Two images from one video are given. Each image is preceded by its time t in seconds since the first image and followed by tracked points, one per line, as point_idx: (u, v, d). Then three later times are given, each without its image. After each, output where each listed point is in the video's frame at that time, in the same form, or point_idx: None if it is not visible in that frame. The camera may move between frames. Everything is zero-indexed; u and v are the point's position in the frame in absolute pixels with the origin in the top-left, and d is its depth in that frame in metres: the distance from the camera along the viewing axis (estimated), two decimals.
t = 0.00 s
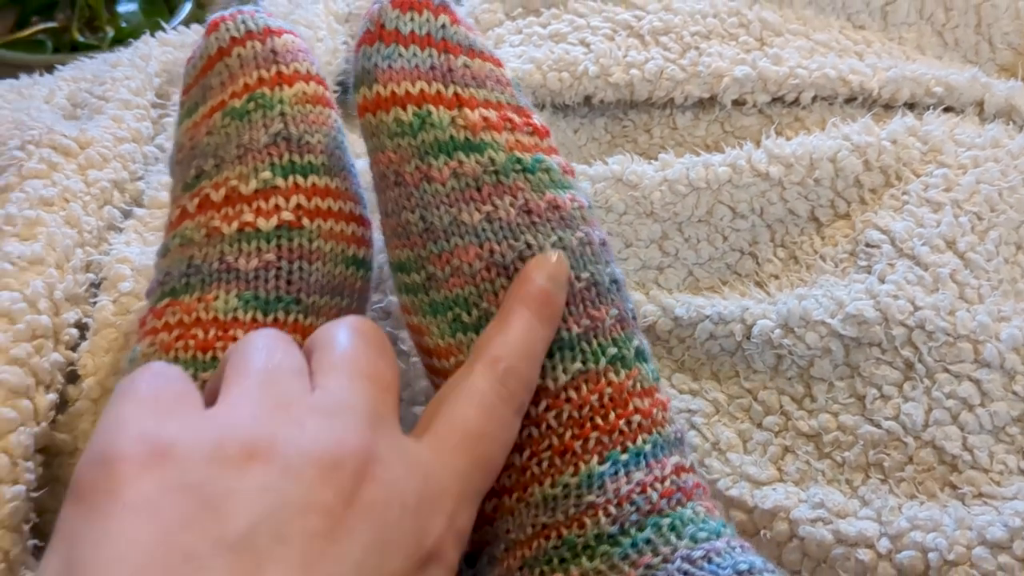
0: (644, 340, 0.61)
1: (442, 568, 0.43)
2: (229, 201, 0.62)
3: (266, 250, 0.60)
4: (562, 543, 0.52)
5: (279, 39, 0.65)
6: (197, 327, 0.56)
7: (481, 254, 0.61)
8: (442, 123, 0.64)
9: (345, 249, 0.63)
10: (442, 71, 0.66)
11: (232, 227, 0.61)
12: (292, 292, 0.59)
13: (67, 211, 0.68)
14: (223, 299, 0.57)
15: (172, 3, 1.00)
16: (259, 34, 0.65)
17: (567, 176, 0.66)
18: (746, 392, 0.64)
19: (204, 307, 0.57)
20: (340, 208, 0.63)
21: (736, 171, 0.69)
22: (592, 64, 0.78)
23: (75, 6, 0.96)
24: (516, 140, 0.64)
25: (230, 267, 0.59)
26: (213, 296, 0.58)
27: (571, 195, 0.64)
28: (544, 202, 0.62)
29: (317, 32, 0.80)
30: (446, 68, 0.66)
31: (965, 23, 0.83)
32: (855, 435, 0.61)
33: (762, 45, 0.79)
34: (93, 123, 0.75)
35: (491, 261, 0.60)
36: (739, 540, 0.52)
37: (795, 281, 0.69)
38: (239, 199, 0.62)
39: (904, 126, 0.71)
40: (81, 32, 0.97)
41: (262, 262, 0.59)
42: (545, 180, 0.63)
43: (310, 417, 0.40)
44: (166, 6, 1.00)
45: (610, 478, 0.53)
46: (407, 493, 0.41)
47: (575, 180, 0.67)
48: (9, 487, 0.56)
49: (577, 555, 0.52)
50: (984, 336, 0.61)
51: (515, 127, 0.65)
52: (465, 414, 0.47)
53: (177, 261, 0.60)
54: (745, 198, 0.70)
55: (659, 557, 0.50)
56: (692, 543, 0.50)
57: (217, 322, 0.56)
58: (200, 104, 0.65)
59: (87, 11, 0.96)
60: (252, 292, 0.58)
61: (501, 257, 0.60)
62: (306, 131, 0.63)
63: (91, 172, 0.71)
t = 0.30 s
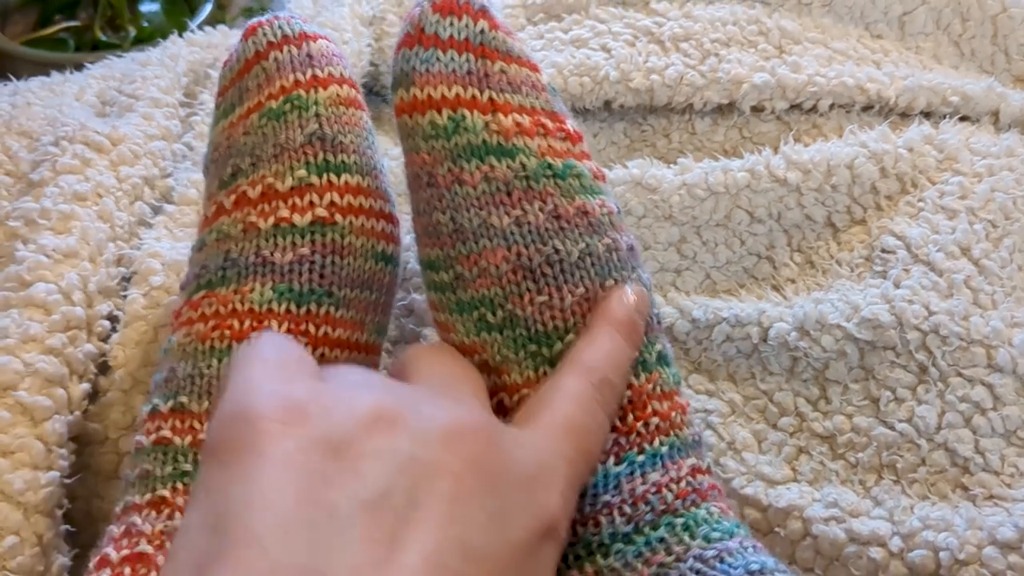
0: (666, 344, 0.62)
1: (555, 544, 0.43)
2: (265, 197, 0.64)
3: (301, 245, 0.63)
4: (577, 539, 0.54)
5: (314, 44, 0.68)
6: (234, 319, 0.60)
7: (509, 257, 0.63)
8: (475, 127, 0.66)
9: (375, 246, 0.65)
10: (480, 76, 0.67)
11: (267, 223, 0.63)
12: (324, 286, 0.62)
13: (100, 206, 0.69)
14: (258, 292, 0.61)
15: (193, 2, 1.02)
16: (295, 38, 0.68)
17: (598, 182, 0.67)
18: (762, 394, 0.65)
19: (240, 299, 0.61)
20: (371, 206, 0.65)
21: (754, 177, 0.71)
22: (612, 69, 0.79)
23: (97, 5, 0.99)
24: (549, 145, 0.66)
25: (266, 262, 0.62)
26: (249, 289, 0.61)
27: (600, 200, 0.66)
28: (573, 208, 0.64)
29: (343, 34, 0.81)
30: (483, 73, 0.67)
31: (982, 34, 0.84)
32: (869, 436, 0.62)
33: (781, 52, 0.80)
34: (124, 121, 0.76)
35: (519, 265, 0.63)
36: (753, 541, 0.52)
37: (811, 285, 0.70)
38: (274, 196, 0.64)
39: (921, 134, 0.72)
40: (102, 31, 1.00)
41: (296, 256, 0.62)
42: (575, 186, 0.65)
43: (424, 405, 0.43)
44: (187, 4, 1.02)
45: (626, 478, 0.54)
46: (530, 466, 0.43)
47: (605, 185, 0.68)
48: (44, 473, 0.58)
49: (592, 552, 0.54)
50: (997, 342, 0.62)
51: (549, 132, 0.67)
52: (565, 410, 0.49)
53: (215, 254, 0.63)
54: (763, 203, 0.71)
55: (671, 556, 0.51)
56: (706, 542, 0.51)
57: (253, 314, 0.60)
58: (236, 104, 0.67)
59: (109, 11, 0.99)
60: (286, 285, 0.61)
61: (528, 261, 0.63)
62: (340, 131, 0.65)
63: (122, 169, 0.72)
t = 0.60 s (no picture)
0: (661, 350, 0.63)
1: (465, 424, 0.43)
2: (261, 201, 0.65)
3: (295, 248, 0.64)
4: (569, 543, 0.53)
5: (311, 50, 0.70)
6: (228, 320, 0.59)
7: (507, 259, 0.64)
8: (478, 131, 0.66)
9: (370, 250, 0.66)
10: (484, 82, 0.68)
11: (263, 226, 0.64)
12: (319, 288, 0.63)
13: (102, 208, 0.70)
14: (253, 294, 0.61)
15: (200, 5, 1.03)
16: (294, 45, 0.70)
17: (598, 189, 0.68)
18: (755, 402, 0.66)
19: (235, 301, 0.60)
20: (366, 210, 0.67)
21: (751, 186, 0.71)
22: (612, 76, 0.80)
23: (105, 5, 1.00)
24: (550, 151, 0.67)
25: (261, 264, 0.62)
26: (244, 291, 0.61)
27: (598, 205, 0.67)
28: (571, 212, 0.65)
29: (347, 40, 0.82)
30: (487, 79, 0.68)
31: (980, 45, 0.85)
32: (860, 445, 0.62)
33: (779, 61, 0.81)
34: (128, 123, 0.77)
35: (516, 267, 0.63)
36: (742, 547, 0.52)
37: (806, 294, 0.70)
38: (270, 200, 0.65)
39: (917, 144, 0.73)
40: (110, 31, 1.01)
41: (291, 259, 0.63)
42: (575, 192, 0.66)
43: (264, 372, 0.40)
44: (194, 7, 1.03)
45: (617, 482, 0.54)
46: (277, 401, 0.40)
47: (605, 192, 0.69)
48: (41, 471, 0.58)
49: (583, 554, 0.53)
50: (988, 352, 0.62)
51: (550, 138, 0.68)
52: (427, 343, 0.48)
53: (211, 256, 0.63)
54: (759, 212, 0.71)
55: (660, 560, 0.51)
56: (695, 547, 0.51)
57: (246, 315, 0.60)
58: (234, 109, 0.69)
59: (116, 12, 1.00)
60: (280, 288, 0.62)
61: (526, 263, 0.63)
62: (336, 137, 0.67)
63: (125, 171, 0.73)
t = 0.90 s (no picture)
0: (662, 347, 0.64)
1: None
2: (253, 203, 0.66)
3: (286, 254, 0.64)
4: (568, 531, 0.54)
5: (305, 46, 0.70)
6: (220, 325, 0.61)
7: (515, 251, 0.65)
8: (491, 126, 0.67)
9: (363, 254, 0.67)
10: (499, 79, 0.68)
11: (254, 230, 0.65)
12: (310, 294, 0.64)
13: (107, 207, 0.71)
14: (243, 299, 0.62)
15: (204, 12, 1.05)
16: (286, 40, 0.70)
17: (607, 188, 0.69)
18: (749, 402, 0.67)
19: (226, 305, 0.62)
20: (360, 214, 0.67)
21: (747, 191, 0.72)
22: (611, 83, 0.81)
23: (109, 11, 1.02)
24: (560, 148, 0.68)
25: (252, 269, 0.63)
26: (235, 295, 0.62)
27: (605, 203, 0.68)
28: (579, 208, 0.66)
29: (348, 44, 0.83)
30: (502, 77, 0.68)
31: (974, 54, 0.86)
32: (852, 445, 0.63)
33: (776, 69, 0.82)
34: (133, 126, 0.78)
35: (523, 259, 0.65)
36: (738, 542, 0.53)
37: (800, 297, 0.71)
38: (262, 202, 0.66)
39: (910, 151, 0.74)
40: (115, 38, 1.02)
41: (282, 265, 0.64)
42: (583, 188, 0.67)
43: None
44: (198, 14, 1.05)
45: (616, 472, 0.55)
46: None
47: (613, 191, 0.70)
48: (46, 464, 0.59)
49: (582, 543, 0.53)
50: (979, 354, 0.63)
51: (560, 135, 0.68)
52: None
53: (204, 258, 0.65)
54: (755, 216, 0.72)
55: (658, 550, 0.51)
56: (692, 539, 0.52)
57: (237, 320, 0.61)
58: (229, 106, 0.70)
59: (121, 19, 1.01)
60: (271, 293, 0.63)
61: (532, 255, 0.65)
62: (328, 138, 0.68)
63: (130, 171, 0.74)
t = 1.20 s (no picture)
0: (674, 348, 0.64)
1: None
2: (274, 210, 0.66)
3: (310, 261, 0.64)
4: (578, 529, 0.54)
5: (316, 46, 0.70)
6: (240, 329, 0.61)
7: (529, 249, 0.66)
8: (509, 124, 0.68)
9: (387, 260, 0.67)
10: (519, 77, 0.69)
11: (276, 236, 0.65)
12: (334, 301, 0.64)
13: (118, 207, 0.72)
14: (265, 305, 0.62)
15: (210, 17, 1.06)
16: (296, 41, 0.70)
17: (624, 190, 0.69)
18: (757, 405, 0.67)
19: (247, 310, 0.62)
20: (383, 219, 0.67)
21: (755, 195, 0.72)
22: (619, 87, 0.81)
23: (115, 17, 1.03)
24: (579, 150, 0.68)
25: (274, 275, 0.64)
26: (256, 300, 0.63)
27: (621, 205, 0.68)
28: (595, 208, 0.67)
29: (358, 49, 0.83)
30: (521, 76, 0.69)
31: (982, 61, 0.87)
32: (860, 448, 0.64)
33: (784, 74, 0.82)
34: (143, 127, 0.79)
35: (537, 257, 0.65)
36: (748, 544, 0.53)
37: (808, 300, 0.71)
38: (284, 209, 0.66)
39: (919, 156, 0.74)
40: (121, 43, 1.03)
41: (305, 272, 0.64)
42: (599, 188, 0.68)
43: None
44: (204, 19, 1.06)
45: (627, 471, 0.55)
46: None
47: (632, 198, 0.70)
48: (59, 461, 0.59)
49: (592, 542, 0.53)
50: (987, 358, 0.64)
51: (580, 138, 0.69)
52: None
53: (225, 262, 0.65)
54: (763, 221, 0.73)
55: (667, 550, 0.51)
56: (701, 539, 0.52)
57: (259, 325, 0.62)
58: (242, 109, 0.70)
59: (128, 24, 1.03)
60: (294, 300, 0.63)
61: (547, 254, 0.65)
62: (348, 143, 0.67)
63: (140, 172, 0.75)
